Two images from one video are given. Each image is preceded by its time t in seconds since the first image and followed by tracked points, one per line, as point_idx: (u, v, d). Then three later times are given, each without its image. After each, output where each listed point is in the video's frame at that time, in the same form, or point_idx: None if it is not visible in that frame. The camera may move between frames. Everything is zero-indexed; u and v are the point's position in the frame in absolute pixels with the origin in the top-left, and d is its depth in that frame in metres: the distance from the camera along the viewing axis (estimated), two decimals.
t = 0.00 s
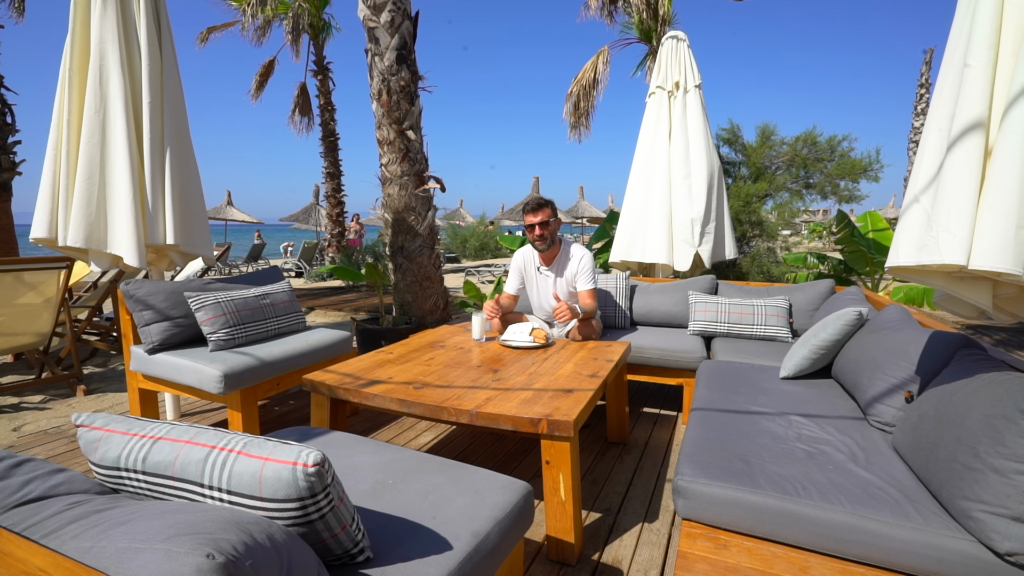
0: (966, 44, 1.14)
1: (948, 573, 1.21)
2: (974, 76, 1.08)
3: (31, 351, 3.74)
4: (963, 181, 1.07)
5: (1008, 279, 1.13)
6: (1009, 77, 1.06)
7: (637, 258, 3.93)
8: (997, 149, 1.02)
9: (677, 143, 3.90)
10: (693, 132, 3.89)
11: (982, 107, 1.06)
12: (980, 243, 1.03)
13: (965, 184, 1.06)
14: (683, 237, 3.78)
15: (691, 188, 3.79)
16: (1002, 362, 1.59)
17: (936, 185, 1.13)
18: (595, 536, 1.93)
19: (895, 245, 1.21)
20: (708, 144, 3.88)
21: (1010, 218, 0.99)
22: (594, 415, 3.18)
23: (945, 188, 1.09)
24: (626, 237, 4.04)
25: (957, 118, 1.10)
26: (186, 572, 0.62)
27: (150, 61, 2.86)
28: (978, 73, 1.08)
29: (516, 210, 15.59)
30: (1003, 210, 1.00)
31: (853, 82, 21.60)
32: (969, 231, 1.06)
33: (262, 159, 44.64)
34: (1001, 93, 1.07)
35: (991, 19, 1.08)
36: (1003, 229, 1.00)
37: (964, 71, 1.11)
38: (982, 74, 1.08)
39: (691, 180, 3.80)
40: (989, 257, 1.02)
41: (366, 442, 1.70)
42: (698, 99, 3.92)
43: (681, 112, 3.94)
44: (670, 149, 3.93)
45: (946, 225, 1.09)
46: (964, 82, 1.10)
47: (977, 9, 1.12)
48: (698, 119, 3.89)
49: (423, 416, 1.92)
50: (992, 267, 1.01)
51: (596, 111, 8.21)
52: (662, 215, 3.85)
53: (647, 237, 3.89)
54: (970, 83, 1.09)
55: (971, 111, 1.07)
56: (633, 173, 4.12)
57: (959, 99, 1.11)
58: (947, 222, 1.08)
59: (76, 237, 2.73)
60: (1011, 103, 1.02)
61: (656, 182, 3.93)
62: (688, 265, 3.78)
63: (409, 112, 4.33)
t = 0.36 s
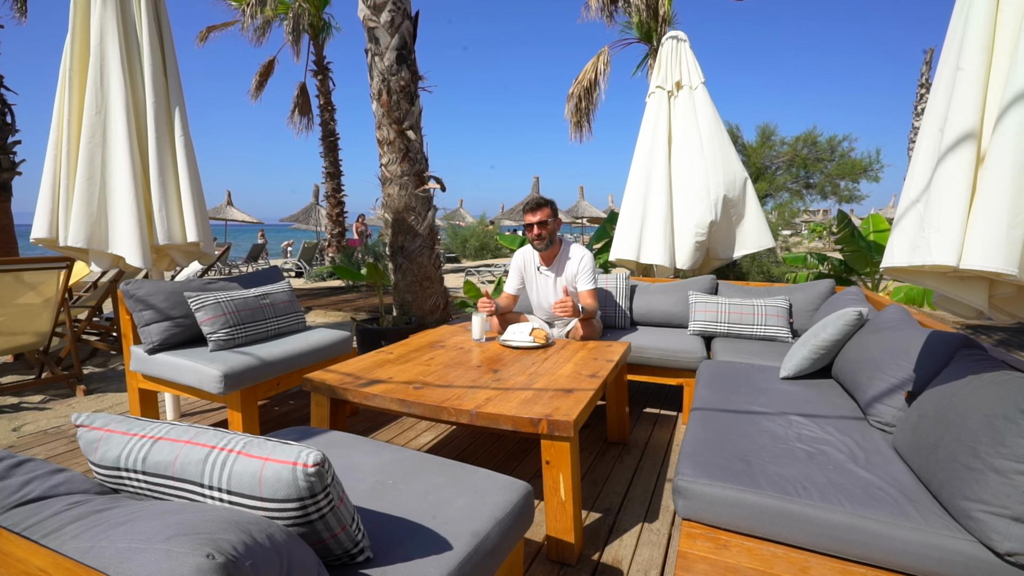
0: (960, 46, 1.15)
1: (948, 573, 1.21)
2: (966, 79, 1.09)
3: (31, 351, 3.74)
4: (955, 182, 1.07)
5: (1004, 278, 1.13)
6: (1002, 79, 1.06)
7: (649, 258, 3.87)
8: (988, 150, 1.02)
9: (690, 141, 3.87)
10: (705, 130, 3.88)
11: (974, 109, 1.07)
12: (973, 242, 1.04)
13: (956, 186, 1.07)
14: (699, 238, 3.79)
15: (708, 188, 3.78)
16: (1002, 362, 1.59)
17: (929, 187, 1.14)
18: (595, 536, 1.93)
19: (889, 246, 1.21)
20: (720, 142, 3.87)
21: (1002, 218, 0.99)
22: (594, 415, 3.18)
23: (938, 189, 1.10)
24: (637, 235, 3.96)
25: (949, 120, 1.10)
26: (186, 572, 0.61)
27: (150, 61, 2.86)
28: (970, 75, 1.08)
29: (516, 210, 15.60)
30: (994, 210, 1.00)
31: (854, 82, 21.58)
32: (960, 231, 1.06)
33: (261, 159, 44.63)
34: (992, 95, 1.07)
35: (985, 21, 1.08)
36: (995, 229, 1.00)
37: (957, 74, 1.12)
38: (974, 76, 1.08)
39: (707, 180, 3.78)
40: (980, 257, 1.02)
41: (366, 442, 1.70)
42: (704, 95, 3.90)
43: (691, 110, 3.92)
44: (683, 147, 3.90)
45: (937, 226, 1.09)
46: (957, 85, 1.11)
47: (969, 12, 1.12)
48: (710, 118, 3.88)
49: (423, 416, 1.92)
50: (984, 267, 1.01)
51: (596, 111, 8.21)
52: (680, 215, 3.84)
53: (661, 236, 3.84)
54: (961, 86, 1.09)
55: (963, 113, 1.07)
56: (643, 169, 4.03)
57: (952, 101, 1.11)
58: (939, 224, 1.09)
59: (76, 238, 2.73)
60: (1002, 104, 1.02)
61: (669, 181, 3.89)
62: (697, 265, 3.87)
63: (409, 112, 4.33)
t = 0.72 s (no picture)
0: (968, 44, 1.14)
1: (948, 573, 1.21)
2: (976, 78, 1.08)
3: (31, 351, 3.74)
4: (966, 181, 1.07)
5: (1010, 279, 1.13)
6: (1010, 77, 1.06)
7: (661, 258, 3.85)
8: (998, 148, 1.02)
9: (693, 141, 3.88)
10: (709, 129, 3.88)
11: (985, 108, 1.06)
12: (982, 242, 1.04)
13: (968, 185, 1.06)
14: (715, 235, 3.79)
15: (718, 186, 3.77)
16: (1002, 362, 1.59)
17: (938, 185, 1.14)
18: (595, 536, 1.93)
19: (898, 245, 1.21)
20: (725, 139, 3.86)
21: (1011, 217, 0.99)
22: (593, 415, 3.18)
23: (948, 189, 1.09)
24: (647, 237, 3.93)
25: (960, 118, 1.10)
26: (185, 572, 0.61)
27: (151, 61, 2.86)
28: (980, 74, 1.08)
29: (516, 210, 15.60)
30: (1002, 210, 1.00)
31: (854, 82, 21.59)
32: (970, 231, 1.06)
33: (261, 159, 44.65)
34: (1002, 94, 1.07)
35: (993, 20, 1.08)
36: (1003, 228, 1.00)
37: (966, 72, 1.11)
38: (985, 75, 1.08)
39: (714, 178, 3.79)
40: (990, 257, 1.02)
41: (366, 442, 1.69)
42: (706, 95, 3.89)
43: (693, 109, 3.92)
44: (689, 146, 3.90)
45: (950, 225, 1.08)
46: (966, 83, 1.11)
47: (977, 10, 1.12)
48: (712, 116, 3.88)
49: (423, 416, 1.92)
50: (993, 267, 1.02)
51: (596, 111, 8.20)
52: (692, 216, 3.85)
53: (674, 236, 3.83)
54: (972, 84, 1.09)
55: (974, 112, 1.07)
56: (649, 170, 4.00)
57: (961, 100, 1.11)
58: (950, 223, 1.09)
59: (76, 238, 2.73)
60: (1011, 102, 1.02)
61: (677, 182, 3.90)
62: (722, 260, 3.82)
63: (409, 112, 4.33)
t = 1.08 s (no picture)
0: (962, 44, 1.14)
1: (948, 573, 1.21)
2: (968, 79, 1.09)
3: (31, 351, 3.74)
4: (957, 183, 1.07)
5: (1003, 279, 1.14)
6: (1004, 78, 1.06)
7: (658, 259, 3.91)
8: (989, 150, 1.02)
9: (688, 141, 3.88)
10: (703, 126, 3.84)
11: (977, 109, 1.07)
12: (972, 242, 1.04)
13: (958, 186, 1.07)
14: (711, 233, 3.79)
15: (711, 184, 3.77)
16: (1002, 362, 1.59)
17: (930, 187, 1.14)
18: (595, 536, 1.94)
19: (890, 245, 1.22)
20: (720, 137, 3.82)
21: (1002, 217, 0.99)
22: (593, 415, 3.18)
23: (938, 190, 1.10)
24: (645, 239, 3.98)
25: (952, 120, 1.10)
26: (186, 572, 0.62)
27: (150, 61, 2.86)
28: (972, 75, 1.09)
29: (516, 210, 15.59)
30: (992, 210, 1.00)
31: (854, 82, 21.58)
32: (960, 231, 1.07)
33: (261, 159, 44.67)
34: (994, 95, 1.07)
35: (986, 20, 1.08)
36: (993, 229, 1.00)
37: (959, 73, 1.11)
38: (977, 76, 1.08)
39: (708, 177, 3.78)
40: (980, 257, 1.02)
41: (366, 442, 1.70)
42: (702, 94, 3.87)
43: (688, 108, 3.91)
44: (683, 146, 3.91)
45: (940, 226, 1.09)
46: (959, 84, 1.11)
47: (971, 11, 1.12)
48: (707, 113, 3.84)
49: (423, 416, 1.92)
50: (983, 267, 1.02)
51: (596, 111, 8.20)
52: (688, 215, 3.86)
53: (670, 236, 3.87)
54: (963, 85, 1.10)
55: (966, 113, 1.07)
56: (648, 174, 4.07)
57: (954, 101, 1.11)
58: (940, 223, 1.09)
59: (74, 237, 2.73)
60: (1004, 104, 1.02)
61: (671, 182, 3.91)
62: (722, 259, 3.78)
63: (409, 112, 4.33)
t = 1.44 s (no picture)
0: (958, 46, 1.15)
1: (948, 573, 1.21)
2: (964, 81, 1.09)
3: (31, 351, 3.74)
4: (955, 185, 1.07)
5: (1003, 279, 1.13)
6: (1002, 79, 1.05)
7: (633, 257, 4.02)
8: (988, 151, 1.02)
9: (676, 142, 3.91)
10: (692, 128, 3.85)
11: (973, 111, 1.07)
12: (971, 243, 1.04)
13: (957, 186, 1.07)
14: (684, 233, 3.79)
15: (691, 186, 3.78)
16: (1002, 362, 1.59)
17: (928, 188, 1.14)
18: (595, 536, 1.94)
19: (889, 246, 1.22)
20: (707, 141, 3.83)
21: (1000, 217, 0.99)
22: (593, 415, 3.18)
23: (937, 191, 1.10)
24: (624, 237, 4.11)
25: (949, 121, 1.10)
26: (186, 572, 0.62)
27: (150, 61, 2.86)
28: (968, 76, 1.09)
29: (516, 210, 15.59)
30: (993, 210, 1.00)
31: (854, 82, 21.57)
32: (959, 231, 1.07)
33: (261, 159, 44.68)
34: (990, 96, 1.08)
35: (982, 22, 1.08)
36: (994, 229, 1.00)
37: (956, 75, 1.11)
38: (973, 78, 1.08)
39: (689, 178, 3.79)
40: (980, 257, 1.02)
41: (365, 442, 1.70)
42: (696, 98, 3.89)
43: (681, 109, 3.92)
44: (671, 147, 3.95)
45: (939, 226, 1.09)
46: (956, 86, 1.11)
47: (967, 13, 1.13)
48: (697, 115, 3.85)
49: (423, 416, 1.92)
50: (984, 266, 1.01)
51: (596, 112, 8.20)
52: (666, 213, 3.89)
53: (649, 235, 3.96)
54: (960, 87, 1.10)
55: (962, 115, 1.08)
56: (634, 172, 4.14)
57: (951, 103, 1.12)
58: (939, 224, 1.09)
59: (75, 237, 2.73)
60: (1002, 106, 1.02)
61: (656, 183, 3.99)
62: (686, 262, 3.78)
63: (409, 112, 4.33)
